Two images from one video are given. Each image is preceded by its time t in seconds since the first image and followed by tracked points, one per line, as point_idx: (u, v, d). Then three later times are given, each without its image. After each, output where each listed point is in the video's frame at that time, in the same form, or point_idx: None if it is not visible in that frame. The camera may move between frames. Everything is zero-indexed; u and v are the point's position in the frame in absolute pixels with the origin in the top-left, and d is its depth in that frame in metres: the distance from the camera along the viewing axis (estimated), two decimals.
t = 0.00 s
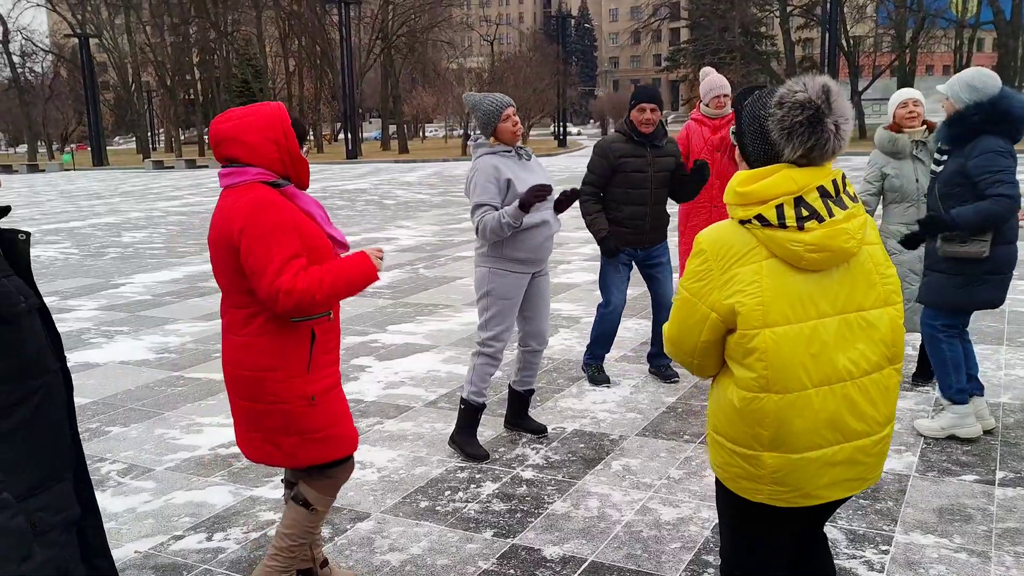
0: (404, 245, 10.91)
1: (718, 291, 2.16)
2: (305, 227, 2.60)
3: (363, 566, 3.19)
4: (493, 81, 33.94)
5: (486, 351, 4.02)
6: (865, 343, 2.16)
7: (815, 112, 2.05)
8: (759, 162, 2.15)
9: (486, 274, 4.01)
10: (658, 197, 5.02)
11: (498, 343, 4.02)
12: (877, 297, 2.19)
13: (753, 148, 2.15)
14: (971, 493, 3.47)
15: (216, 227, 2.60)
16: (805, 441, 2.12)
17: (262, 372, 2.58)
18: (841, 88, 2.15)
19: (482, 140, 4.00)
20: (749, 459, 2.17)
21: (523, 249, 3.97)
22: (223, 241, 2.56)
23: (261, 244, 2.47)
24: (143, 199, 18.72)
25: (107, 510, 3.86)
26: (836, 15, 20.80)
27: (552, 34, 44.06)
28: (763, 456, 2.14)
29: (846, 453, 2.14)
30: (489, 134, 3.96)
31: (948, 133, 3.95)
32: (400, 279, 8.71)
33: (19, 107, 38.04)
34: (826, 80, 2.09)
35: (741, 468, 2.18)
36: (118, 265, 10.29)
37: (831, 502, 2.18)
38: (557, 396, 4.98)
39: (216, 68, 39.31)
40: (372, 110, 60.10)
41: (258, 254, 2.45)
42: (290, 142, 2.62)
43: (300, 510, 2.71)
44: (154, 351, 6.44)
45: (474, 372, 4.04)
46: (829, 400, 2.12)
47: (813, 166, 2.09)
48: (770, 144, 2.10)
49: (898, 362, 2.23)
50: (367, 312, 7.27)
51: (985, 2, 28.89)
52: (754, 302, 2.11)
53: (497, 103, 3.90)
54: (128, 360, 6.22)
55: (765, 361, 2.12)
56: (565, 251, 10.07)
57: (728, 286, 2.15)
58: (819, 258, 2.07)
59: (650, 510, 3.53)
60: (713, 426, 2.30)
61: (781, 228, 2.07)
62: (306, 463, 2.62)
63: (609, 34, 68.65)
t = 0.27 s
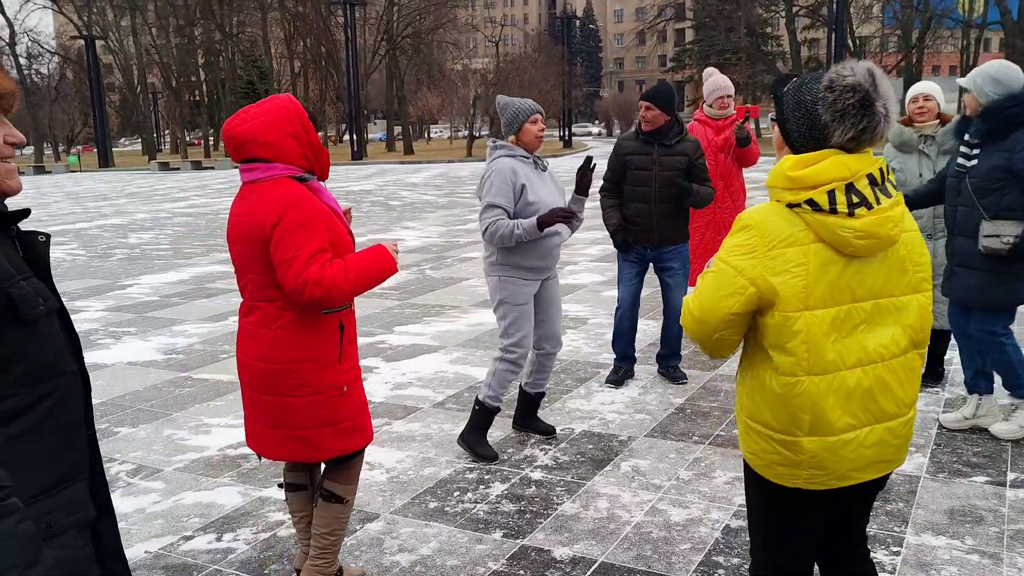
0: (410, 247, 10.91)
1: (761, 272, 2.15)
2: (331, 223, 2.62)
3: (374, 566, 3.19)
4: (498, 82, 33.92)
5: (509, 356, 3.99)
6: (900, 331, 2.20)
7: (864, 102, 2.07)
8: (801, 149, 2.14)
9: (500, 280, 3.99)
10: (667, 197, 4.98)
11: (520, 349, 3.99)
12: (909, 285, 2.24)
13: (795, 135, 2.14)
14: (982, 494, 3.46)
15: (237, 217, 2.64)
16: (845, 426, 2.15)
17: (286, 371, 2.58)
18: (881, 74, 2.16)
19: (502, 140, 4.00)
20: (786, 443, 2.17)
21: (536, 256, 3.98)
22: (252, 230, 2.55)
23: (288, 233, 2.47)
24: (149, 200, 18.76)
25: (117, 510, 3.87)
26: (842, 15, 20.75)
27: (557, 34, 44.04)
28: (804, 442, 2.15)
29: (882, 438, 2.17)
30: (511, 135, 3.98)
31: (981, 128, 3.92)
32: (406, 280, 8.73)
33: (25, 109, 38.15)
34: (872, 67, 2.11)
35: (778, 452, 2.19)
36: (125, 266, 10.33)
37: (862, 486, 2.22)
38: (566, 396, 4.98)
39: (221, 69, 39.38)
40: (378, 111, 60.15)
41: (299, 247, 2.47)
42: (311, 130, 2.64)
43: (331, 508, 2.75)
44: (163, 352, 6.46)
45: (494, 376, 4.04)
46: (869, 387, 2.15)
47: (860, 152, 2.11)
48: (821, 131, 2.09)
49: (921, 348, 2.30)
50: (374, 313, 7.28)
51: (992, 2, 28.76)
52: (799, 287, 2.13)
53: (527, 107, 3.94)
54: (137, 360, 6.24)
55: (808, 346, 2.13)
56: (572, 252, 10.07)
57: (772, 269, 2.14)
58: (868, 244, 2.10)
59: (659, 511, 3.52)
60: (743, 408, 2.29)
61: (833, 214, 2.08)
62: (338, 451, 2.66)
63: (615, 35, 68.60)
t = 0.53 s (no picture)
0: (417, 250, 10.92)
1: (796, 265, 2.21)
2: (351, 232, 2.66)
3: (379, 569, 3.20)
4: (505, 86, 33.91)
5: (505, 354, 4.00)
6: (933, 337, 2.23)
7: (913, 110, 2.17)
8: (844, 152, 2.20)
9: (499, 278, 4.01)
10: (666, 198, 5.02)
11: (517, 349, 4.00)
12: (943, 294, 2.27)
13: (839, 143, 2.20)
14: (987, 499, 3.45)
15: (244, 228, 2.66)
16: (873, 423, 2.17)
17: (296, 378, 2.59)
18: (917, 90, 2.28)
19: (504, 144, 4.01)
20: (813, 434, 2.19)
21: (534, 253, 3.98)
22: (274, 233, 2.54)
23: (306, 259, 2.50)
24: (158, 203, 18.81)
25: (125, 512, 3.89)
26: (850, 20, 20.71)
27: (565, 37, 44.03)
28: (832, 433, 2.16)
29: (909, 438, 2.18)
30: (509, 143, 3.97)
31: (1007, 139, 3.89)
32: (413, 283, 8.74)
33: (35, 111, 38.29)
34: (911, 80, 2.22)
35: (804, 443, 2.19)
36: (133, 269, 10.37)
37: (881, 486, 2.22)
38: (572, 400, 4.98)
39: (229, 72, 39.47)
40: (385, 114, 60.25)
41: (328, 257, 2.51)
42: (322, 145, 2.66)
43: (330, 517, 2.74)
44: (170, 354, 6.48)
45: (493, 376, 4.05)
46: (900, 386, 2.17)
47: (901, 162, 2.19)
48: (867, 139, 2.17)
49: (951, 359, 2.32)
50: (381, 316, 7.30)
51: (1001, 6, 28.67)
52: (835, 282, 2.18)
53: (520, 112, 3.91)
54: (145, 363, 6.27)
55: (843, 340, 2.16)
56: (578, 255, 10.06)
57: (809, 262, 2.20)
58: (906, 248, 2.14)
59: (664, 515, 3.52)
60: (768, 397, 2.32)
61: (875, 216, 2.13)
62: (358, 457, 2.66)
63: (622, 38, 68.57)
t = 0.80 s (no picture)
0: (421, 253, 10.93)
1: (801, 249, 2.24)
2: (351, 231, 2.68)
3: (378, 572, 3.20)
4: (511, 89, 33.92)
5: (501, 363, 3.99)
6: (935, 335, 2.23)
7: (926, 105, 2.17)
8: (850, 147, 2.21)
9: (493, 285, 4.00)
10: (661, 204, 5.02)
11: (512, 357, 4.00)
12: (951, 295, 2.25)
13: (848, 139, 2.21)
14: (988, 505, 3.44)
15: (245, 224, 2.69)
16: (872, 411, 2.18)
17: (292, 378, 2.60)
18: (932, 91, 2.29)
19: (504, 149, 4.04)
20: (811, 418, 2.20)
21: (526, 264, 3.98)
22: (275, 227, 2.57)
23: (304, 254, 2.50)
24: (164, 206, 18.86)
25: (125, 514, 3.90)
26: (856, 24, 20.69)
27: (572, 40, 44.07)
28: (829, 419, 2.18)
29: (907, 433, 2.18)
30: (509, 145, 4.01)
31: (1013, 140, 3.89)
32: (417, 286, 8.75)
33: (43, 114, 38.44)
34: (927, 78, 2.22)
35: (801, 426, 2.21)
36: (138, 272, 10.39)
37: (879, 480, 2.22)
38: (573, 404, 4.98)
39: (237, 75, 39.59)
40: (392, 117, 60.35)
41: (331, 252, 2.53)
42: (318, 143, 2.68)
43: (334, 512, 2.73)
44: (174, 357, 6.50)
45: (488, 384, 4.04)
46: (898, 378, 2.18)
47: (910, 160, 2.20)
48: (878, 135, 2.17)
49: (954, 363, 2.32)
50: (384, 319, 7.30)
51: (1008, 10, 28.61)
52: (837, 269, 2.20)
53: (529, 116, 3.93)
54: (148, 365, 6.28)
55: (842, 326, 2.19)
56: (582, 259, 10.06)
57: (812, 249, 2.23)
58: (909, 242, 2.16)
59: (664, 519, 3.52)
60: (772, 383, 2.34)
61: (880, 208, 2.14)
62: (354, 456, 2.66)
63: (629, 42, 68.56)
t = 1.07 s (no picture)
0: (425, 257, 10.94)
1: (796, 262, 2.23)
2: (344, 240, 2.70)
3: None
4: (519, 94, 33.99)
5: (487, 373, 4.02)
6: (932, 349, 2.19)
7: (927, 117, 2.14)
8: (854, 158, 2.19)
9: (473, 295, 3.97)
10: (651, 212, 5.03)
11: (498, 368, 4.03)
12: (949, 309, 2.21)
13: (851, 151, 2.19)
14: (987, 513, 3.43)
15: (234, 234, 2.71)
16: (870, 425, 2.15)
17: (288, 388, 2.61)
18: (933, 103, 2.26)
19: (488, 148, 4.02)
20: (809, 432, 2.18)
21: (508, 270, 3.96)
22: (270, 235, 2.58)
23: (304, 256, 2.53)
24: (172, 210, 18.93)
25: (125, 517, 3.91)
26: (863, 30, 20.68)
27: (580, 46, 44.13)
28: (825, 432, 2.15)
29: (904, 447, 2.15)
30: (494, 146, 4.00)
31: (1002, 153, 3.89)
32: (420, 291, 8.76)
33: (54, 119, 38.61)
34: (927, 92, 2.20)
35: (798, 439, 2.20)
36: (143, 275, 10.43)
37: (878, 494, 2.19)
38: (573, 409, 4.98)
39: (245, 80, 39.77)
40: (399, 122, 60.46)
41: (321, 263, 2.54)
42: (309, 151, 2.70)
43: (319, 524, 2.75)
44: (177, 360, 6.52)
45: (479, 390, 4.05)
46: (896, 391, 2.15)
47: (911, 172, 2.16)
48: (879, 147, 2.16)
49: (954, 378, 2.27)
50: (387, 323, 7.32)
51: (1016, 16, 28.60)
52: (833, 281, 2.18)
53: (516, 119, 3.92)
54: (151, 368, 6.31)
55: (838, 340, 2.17)
56: (586, 264, 10.06)
57: (809, 261, 2.21)
58: (906, 256, 2.12)
59: (660, 525, 3.52)
60: (771, 396, 2.32)
61: (877, 222, 2.11)
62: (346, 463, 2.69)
63: (636, 48, 68.64)
